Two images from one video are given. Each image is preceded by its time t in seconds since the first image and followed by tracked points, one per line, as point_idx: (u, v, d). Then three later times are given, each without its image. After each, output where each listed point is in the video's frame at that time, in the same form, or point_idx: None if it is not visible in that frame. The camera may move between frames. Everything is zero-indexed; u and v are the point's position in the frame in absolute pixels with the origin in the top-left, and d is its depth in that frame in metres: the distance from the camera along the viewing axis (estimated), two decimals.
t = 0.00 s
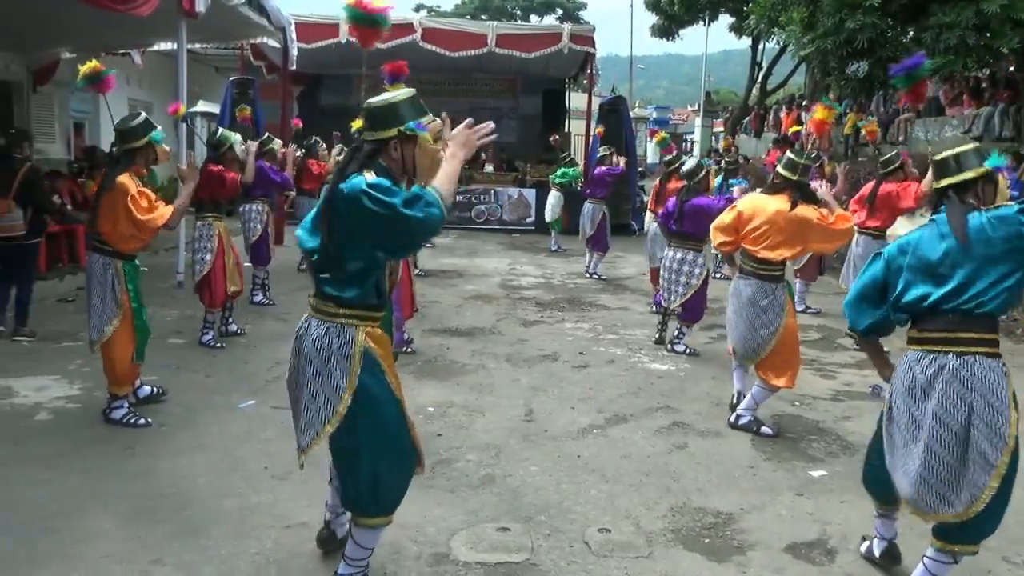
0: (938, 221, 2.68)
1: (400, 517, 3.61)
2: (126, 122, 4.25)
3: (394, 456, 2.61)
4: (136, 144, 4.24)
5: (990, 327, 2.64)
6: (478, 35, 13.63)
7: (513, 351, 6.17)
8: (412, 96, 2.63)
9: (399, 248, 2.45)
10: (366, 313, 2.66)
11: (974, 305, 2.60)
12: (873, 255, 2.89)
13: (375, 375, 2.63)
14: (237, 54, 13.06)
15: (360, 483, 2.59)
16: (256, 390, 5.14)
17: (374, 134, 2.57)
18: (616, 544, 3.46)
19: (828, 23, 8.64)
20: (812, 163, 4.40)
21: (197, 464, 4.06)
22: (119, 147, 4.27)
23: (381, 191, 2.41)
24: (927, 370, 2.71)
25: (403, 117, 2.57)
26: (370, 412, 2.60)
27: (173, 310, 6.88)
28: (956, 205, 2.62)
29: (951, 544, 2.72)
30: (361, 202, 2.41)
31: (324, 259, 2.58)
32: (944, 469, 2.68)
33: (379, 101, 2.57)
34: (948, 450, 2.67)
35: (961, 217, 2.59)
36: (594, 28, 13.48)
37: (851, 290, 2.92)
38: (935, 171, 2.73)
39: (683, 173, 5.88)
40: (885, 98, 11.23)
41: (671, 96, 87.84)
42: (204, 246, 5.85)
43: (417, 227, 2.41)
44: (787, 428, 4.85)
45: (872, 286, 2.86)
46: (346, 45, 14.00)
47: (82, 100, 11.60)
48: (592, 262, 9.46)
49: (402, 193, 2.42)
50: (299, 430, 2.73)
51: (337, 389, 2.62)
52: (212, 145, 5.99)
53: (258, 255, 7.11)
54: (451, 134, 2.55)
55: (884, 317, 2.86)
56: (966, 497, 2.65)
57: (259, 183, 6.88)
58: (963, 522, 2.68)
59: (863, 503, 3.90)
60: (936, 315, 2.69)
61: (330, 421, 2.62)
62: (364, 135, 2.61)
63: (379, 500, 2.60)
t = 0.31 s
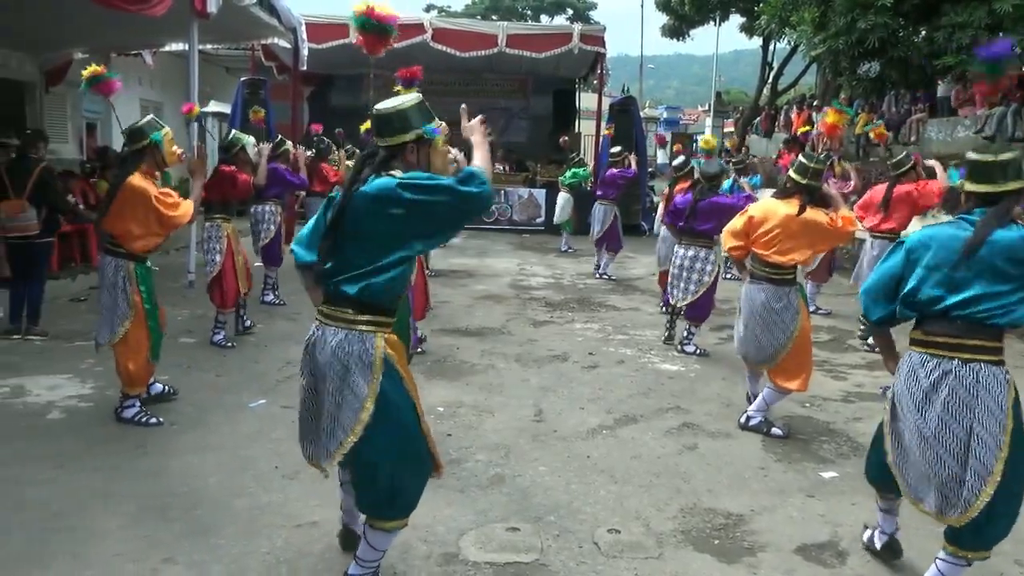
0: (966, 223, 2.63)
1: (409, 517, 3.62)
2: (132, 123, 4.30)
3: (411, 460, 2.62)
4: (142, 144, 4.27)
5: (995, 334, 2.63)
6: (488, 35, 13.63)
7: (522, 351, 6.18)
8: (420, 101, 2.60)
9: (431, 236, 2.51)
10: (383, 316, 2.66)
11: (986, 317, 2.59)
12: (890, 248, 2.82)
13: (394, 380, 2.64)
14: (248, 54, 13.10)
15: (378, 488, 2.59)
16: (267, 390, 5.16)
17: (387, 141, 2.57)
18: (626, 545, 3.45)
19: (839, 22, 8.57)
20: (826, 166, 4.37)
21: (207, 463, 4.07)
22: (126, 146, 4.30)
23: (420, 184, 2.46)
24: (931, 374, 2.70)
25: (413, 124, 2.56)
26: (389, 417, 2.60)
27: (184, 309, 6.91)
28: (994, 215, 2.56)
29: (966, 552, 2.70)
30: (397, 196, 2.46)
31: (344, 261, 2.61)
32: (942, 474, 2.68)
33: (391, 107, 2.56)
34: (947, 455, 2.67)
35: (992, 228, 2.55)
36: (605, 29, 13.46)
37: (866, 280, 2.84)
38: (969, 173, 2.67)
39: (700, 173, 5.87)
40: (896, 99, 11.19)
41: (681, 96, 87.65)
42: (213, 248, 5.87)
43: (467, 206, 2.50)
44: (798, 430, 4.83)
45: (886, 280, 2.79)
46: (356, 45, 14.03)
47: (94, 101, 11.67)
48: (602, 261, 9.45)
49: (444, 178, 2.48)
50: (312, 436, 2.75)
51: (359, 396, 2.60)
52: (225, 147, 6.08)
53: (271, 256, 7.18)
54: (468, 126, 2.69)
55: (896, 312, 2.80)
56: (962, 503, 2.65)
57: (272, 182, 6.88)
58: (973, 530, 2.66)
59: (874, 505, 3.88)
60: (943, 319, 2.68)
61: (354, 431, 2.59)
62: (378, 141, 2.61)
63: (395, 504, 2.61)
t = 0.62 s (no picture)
0: (976, 222, 2.59)
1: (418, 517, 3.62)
2: (149, 123, 4.28)
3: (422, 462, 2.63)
4: (159, 146, 4.28)
5: (1006, 333, 2.63)
6: (497, 35, 13.63)
7: (531, 352, 6.18)
8: (425, 109, 2.61)
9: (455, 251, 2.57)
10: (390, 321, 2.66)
11: (994, 317, 2.58)
12: (899, 248, 2.78)
13: (403, 385, 2.63)
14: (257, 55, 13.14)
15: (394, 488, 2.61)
16: (276, 390, 5.17)
17: (397, 141, 2.57)
18: (634, 545, 3.45)
19: (848, 22, 8.58)
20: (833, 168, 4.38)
21: (217, 463, 4.09)
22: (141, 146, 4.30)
23: (456, 202, 2.50)
24: (944, 375, 2.68)
25: (416, 128, 2.58)
26: (404, 421, 2.61)
27: (193, 309, 6.93)
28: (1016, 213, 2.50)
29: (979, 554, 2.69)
30: (432, 211, 2.48)
31: (351, 269, 2.59)
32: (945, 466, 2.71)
33: (401, 110, 2.57)
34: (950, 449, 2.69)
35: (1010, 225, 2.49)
36: (613, 29, 13.46)
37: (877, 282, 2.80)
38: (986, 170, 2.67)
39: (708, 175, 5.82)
40: (906, 98, 11.15)
41: (689, 96, 87.47)
42: (223, 247, 5.89)
43: (496, 230, 2.56)
44: (806, 431, 4.82)
45: (896, 280, 2.75)
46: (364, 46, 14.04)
47: (104, 101, 11.73)
48: (610, 261, 9.44)
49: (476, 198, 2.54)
50: (321, 439, 2.73)
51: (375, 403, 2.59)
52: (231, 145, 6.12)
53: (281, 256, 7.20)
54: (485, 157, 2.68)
55: (904, 314, 2.76)
56: (965, 493, 2.68)
57: (280, 182, 6.84)
58: (983, 530, 2.68)
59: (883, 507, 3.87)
60: (953, 320, 2.66)
61: (375, 437, 2.58)
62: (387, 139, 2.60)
63: (407, 506, 2.62)
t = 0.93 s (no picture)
0: (982, 216, 2.61)
1: (427, 518, 3.62)
2: (161, 122, 4.30)
3: (414, 453, 2.61)
4: (171, 144, 4.30)
5: None
6: (507, 36, 13.63)
7: (540, 352, 6.17)
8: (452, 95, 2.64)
9: (421, 244, 2.48)
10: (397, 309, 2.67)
11: (1011, 310, 2.56)
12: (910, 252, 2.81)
13: (402, 371, 2.65)
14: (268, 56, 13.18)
15: (387, 477, 2.61)
16: (286, 390, 5.19)
17: (411, 132, 2.60)
18: (644, 547, 3.44)
19: (859, 22, 8.57)
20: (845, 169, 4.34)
21: (226, 463, 4.10)
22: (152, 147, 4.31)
23: (414, 191, 2.43)
24: (960, 370, 2.67)
25: (444, 117, 2.59)
26: (394, 409, 2.62)
27: (203, 309, 6.96)
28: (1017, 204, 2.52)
29: (992, 553, 2.68)
30: (394, 198, 2.44)
31: (355, 254, 2.63)
32: (983, 476, 2.63)
33: (415, 104, 2.59)
34: (982, 453, 2.63)
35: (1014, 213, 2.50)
36: (623, 30, 13.46)
37: (888, 285, 2.83)
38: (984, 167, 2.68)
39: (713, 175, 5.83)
40: (917, 99, 11.10)
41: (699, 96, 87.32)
42: (235, 246, 5.91)
43: (449, 227, 2.42)
44: (817, 432, 4.81)
45: (908, 284, 2.77)
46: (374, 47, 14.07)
47: (115, 102, 11.80)
48: (619, 262, 9.43)
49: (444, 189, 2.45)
50: (327, 414, 2.78)
51: (365, 384, 2.64)
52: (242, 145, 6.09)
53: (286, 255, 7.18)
54: (488, 135, 2.53)
55: (920, 317, 2.77)
56: (1009, 502, 2.59)
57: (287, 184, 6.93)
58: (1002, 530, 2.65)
59: (894, 509, 3.85)
60: (972, 315, 2.64)
61: (360, 418, 2.63)
62: (400, 131, 2.65)
63: (403, 497, 2.62)
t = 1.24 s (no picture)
0: (1008, 224, 2.55)
1: (434, 519, 3.62)
2: (163, 127, 4.32)
3: (424, 459, 2.62)
4: (175, 148, 4.31)
5: None
6: (514, 37, 13.63)
7: (547, 354, 6.17)
8: (452, 106, 2.66)
9: (445, 243, 2.51)
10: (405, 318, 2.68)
11: (1017, 323, 2.56)
12: (926, 245, 2.73)
13: (410, 381, 2.65)
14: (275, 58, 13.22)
15: (397, 486, 2.60)
16: (293, 390, 5.20)
17: (412, 143, 2.61)
18: (650, 548, 3.44)
19: (866, 22, 8.58)
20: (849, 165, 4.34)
21: (233, 463, 4.11)
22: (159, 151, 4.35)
23: (433, 192, 2.46)
24: (960, 377, 2.68)
25: (442, 127, 2.60)
26: (404, 419, 2.62)
27: (211, 310, 6.99)
28: None
29: (1001, 560, 2.66)
30: (410, 202, 2.47)
31: (362, 264, 2.63)
32: (971, 479, 2.66)
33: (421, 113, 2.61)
34: (974, 458, 2.65)
35: None
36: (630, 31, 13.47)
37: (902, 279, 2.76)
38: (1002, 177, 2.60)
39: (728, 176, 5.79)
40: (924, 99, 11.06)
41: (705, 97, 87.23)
42: (242, 249, 5.92)
43: (474, 221, 2.46)
44: (824, 433, 4.80)
45: (922, 279, 2.70)
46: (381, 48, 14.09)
47: (123, 104, 11.85)
48: (626, 263, 9.43)
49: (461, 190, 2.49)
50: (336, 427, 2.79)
51: (375, 395, 2.63)
52: (253, 145, 6.11)
53: (295, 255, 7.21)
54: (497, 135, 2.59)
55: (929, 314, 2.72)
56: (989, 507, 2.63)
57: (297, 186, 6.91)
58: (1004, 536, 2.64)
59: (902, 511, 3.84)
60: (973, 321, 2.64)
61: (371, 430, 2.62)
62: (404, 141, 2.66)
63: (412, 506, 2.62)
